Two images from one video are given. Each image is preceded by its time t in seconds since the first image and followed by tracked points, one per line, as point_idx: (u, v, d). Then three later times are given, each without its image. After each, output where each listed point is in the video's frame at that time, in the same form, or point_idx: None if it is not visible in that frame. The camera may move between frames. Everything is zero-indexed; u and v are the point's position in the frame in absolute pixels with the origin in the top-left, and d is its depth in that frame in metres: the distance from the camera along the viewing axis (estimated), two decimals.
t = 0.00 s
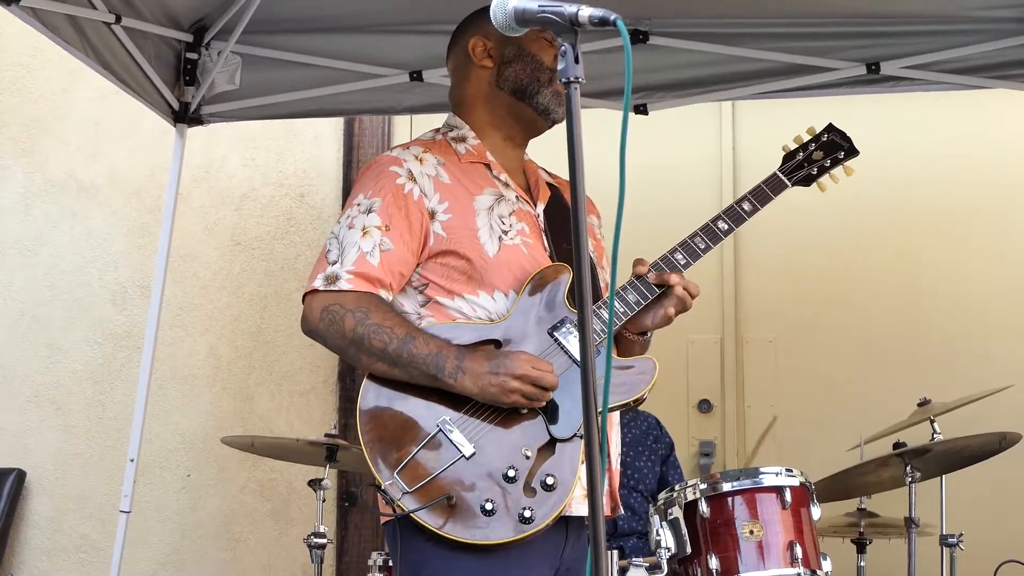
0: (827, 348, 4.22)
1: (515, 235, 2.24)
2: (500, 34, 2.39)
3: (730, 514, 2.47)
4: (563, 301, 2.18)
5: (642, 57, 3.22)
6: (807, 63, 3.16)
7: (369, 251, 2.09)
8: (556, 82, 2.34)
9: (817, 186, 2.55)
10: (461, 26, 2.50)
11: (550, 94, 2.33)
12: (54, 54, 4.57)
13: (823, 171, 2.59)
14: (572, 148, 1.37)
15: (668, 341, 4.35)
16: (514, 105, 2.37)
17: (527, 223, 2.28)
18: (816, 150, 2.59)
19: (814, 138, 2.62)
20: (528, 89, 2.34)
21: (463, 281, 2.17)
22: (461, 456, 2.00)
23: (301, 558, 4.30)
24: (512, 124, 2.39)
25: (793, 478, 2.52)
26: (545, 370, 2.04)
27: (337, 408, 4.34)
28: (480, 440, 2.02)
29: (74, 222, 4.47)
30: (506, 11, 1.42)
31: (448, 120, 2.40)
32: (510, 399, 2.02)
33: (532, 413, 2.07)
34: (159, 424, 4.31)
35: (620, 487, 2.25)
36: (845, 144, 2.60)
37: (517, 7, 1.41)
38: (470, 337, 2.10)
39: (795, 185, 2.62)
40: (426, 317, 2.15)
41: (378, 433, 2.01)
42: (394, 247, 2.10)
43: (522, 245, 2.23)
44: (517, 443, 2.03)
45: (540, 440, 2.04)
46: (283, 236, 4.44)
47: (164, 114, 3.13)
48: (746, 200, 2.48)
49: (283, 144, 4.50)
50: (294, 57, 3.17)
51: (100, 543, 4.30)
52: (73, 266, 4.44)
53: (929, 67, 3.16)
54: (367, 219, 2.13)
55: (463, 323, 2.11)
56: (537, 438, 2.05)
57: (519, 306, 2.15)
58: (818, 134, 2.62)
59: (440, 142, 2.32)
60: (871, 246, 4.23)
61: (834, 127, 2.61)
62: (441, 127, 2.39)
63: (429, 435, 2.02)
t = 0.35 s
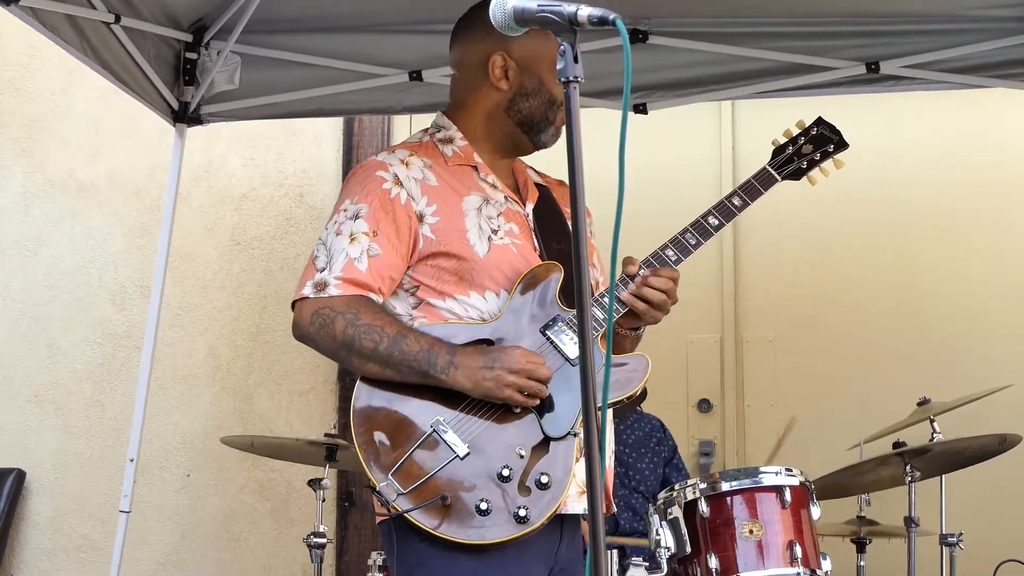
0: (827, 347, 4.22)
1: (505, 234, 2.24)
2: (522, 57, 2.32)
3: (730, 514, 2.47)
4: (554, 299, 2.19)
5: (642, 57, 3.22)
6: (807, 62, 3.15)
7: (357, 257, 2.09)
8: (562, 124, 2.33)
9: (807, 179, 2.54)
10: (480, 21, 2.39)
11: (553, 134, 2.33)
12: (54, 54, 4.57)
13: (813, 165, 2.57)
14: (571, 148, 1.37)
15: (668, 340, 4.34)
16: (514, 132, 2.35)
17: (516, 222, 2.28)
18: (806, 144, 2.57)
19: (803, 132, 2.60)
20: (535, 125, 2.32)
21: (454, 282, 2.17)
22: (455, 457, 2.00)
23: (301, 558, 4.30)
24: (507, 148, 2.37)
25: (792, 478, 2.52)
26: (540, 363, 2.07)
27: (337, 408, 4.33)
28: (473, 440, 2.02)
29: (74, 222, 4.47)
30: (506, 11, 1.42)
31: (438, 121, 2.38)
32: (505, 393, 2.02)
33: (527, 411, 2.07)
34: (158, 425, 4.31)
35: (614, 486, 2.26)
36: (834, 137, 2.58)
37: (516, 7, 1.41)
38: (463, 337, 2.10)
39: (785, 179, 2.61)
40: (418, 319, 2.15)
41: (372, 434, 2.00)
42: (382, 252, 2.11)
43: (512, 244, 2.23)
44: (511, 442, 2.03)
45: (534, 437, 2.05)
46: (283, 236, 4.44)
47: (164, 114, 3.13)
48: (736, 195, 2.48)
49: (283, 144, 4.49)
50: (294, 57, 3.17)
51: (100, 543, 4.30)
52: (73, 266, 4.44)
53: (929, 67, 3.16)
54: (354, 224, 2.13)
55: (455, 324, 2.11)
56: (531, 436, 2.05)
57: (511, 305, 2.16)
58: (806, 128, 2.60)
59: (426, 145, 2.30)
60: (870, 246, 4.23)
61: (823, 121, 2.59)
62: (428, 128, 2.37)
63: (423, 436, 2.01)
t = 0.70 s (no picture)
0: (827, 347, 4.22)
1: (500, 238, 2.22)
2: (513, 77, 2.29)
3: (730, 514, 2.47)
4: (549, 303, 2.20)
5: (641, 57, 3.22)
6: (808, 62, 3.15)
7: (351, 260, 2.08)
8: (535, 154, 2.28)
9: (801, 189, 2.55)
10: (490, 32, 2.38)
11: (525, 161, 2.29)
12: (54, 55, 4.57)
13: (806, 175, 2.58)
14: (572, 148, 1.37)
15: (668, 341, 4.34)
16: (489, 148, 2.34)
17: (511, 225, 2.27)
18: (799, 154, 2.58)
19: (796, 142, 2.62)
20: (507, 147, 2.29)
21: (448, 285, 2.17)
22: (450, 459, 2.00)
23: (301, 558, 4.29)
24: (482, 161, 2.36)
25: (793, 478, 2.52)
26: (535, 369, 2.07)
27: (337, 408, 4.33)
28: (467, 443, 2.02)
29: (74, 222, 4.47)
30: (506, 11, 1.42)
31: (432, 118, 2.37)
32: (499, 400, 2.02)
33: (521, 416, 2.07)
34: (158, 425, 4.32)
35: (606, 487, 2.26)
36: (827, 147, 2.60)
37: (517, 7, 1.41)
38: (457, 341, 2.11)
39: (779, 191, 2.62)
40: (411, 321, 2.15)
41: (366, 436, 2.00)
42: (376, 256, 2.10)
43: (507, 248, 2.22)
44: (505, 445, 2.04)
45: (528, 441, 2.05)
46: (283, 236, 4.43)
47: (164, 114, 3.13)
48: (731, 204, 2.49)
49: (283, 144, 4.49)
50: (294, 57, 3.17)
51: (100, 543, 4.30)
52: (73, 266, 4.44)
53: (929, 67, 3.16)
54: (348, 227, 2.11)
55: (450, 327, 2.12)
56: (525, 440, 2.05)
57: (506, 309, 2.16)
58: (800, 138, 2.61)
59: (419, 145, 2.29)
60: (870, 246, 4.23)
61: (816, 131, 2.61)
62: (422, 126, 2.36)
63: (417, 438, 2.01)
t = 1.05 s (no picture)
0: (827, 347, 4.22)
1: (501, 236, 2.23)
2: (524, 50, 2.30)
3: (730, 514, 2.47)
4: (549, 305, 2.19)
5: (641, 57, 3.22)
6: (807, 62, 3.15)
7: (351, 256, 2.08)
8: (554, 125, 2.31)
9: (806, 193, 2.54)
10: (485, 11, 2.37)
11: (543, 133, 2.31)
12: (54, 55, 4.57)
13: (811, 179, 2.57)
14: (571, 148, 1.36)
15: (668, 340, 4.34)
16: (505, 126, 2.33)
17: (511, 224, 2.28)
18: (804, 157, 2.57)
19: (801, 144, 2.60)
20: (526, 121, 2.30)
21: (447, 283, 2.17)
22: (446, 463, 2.00)
23: (301, 558, 4.29)
24: (495, 141, 2.35)
25: (793, 478, 2.52)
26: (535, 365, 2.06)
27: (337, 408, 4.33)
28: (464, 446, 2.02)
29: (74, 222, 4.47)
30: (506, 11, 1.42)
31: (432, 115, 2.37)
32: (500, 398, 2.02)
33: (518, 416, 2.07)
34: (158, 425, 4.32)
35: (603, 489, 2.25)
36: (831, 151, 2.59)
37: (517, 7, 1.41)
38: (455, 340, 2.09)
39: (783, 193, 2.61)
40: (409, 319, 2.15)
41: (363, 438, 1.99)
42: (377, 251, 2.10)
43: (507, 247, 2.23)
44: (502, 449, 2.03)
45: (525, 444, 2.04)
46: (283, 236, 4.44)
47: (164, 114, 3.13)
48: (734, 207, 2.48)
49: (283, 144, 4.49)
50: (294, 57, 3.17)
51: (100, 543, 4.30)
52: (73, 266, 4.44)
53: (929, 67, 3.16)
54: (349, 222, 2.11)
55: (447, 326, 2.11)
56: (522, 443, 2.04)
57: (505, 309, 2.15)
58: (804, 141, 2.60)
59: (421, 140, 2.30)
60: (870, 247, 4.23)
61: (821, 134, 2.59)
62: (423, 123, 2.36)
63: (413, 441, 2.01)
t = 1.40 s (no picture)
0: (827, 347, 4.22)
1: (503, 233, 2.16)
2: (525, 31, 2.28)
3: (730, 514, 2.47)
4: (548, 305, 2.12)
5: (641, 57, 3.22)
6: (807, 62, 3.15)
7: (355, 249, 2.00)
8: (557, 109, 2.27)
9: (806, 195, 2.54)
10: None
11: (547, 118, 2.27)
12: (54, 55, 4.57)
13: (812, 181, 2.57)
14: (571, 148, 1.36)
15: (668, 340, 4.35)
16: (508, 110, 2.29)
17: (513, 220, 2.21)
18: (805, 159, 2.58)
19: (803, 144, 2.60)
20: (528, 103, 2.26)
21: (448, 280, 2.10)
22: (441, 466, 1.93)
23: (301, 558, 4.28)
24: (499, 127, 2.30)
25: (792, 478, 2.52)
26: (537, 392, 1.99)
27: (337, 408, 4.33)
28: (460, 450, 1.96)
29: (74, 221, 4.47)
30: (506, 11, 1.42)
31: (434, 104, 2.32)
32: (499, 418, 1.96)
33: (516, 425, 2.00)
34: (158, 425, 4.32)
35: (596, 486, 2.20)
36: (833, 152, 2.59)
37: (517, 6, 1.41)
38: (451, 340, 2.02)
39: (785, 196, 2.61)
40: (406, 315, 2.08)
41: (357, 439, 1.94)
42: (381, 245, 2.02)
43: (509, 244, 2.16)
44: (499, 454, 1.97)
45: (522, 450, 1.99)
46: (284, 236, 4.44)
47: (164, 113, 3.13)
48: (736, 210, 2.47)
49: (283, 143, 4.49)
50: (294, 56, 3.17)
51: (100, 543, 4.30)
52: (73, 266, 4.44)
53: (929, 67, 3.16)
54: (353, 214, 2.03)
55: (443, 327, 2.03)
56: (519, 448, 1.99)
57: (504, 308, 2.08)
58: (807, 142, 2.61)
59: (425, 130, 2.23)
60: (871, 247, 4.23)
61: (823, 135, 2.60)
62: (425, 112, 2.31)
63: (409, 443, 1.94)
